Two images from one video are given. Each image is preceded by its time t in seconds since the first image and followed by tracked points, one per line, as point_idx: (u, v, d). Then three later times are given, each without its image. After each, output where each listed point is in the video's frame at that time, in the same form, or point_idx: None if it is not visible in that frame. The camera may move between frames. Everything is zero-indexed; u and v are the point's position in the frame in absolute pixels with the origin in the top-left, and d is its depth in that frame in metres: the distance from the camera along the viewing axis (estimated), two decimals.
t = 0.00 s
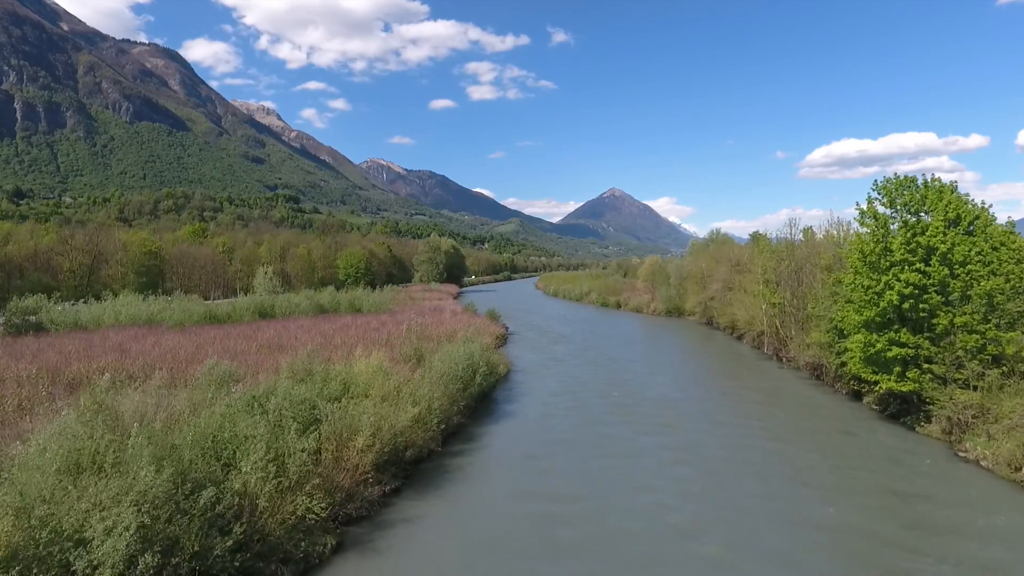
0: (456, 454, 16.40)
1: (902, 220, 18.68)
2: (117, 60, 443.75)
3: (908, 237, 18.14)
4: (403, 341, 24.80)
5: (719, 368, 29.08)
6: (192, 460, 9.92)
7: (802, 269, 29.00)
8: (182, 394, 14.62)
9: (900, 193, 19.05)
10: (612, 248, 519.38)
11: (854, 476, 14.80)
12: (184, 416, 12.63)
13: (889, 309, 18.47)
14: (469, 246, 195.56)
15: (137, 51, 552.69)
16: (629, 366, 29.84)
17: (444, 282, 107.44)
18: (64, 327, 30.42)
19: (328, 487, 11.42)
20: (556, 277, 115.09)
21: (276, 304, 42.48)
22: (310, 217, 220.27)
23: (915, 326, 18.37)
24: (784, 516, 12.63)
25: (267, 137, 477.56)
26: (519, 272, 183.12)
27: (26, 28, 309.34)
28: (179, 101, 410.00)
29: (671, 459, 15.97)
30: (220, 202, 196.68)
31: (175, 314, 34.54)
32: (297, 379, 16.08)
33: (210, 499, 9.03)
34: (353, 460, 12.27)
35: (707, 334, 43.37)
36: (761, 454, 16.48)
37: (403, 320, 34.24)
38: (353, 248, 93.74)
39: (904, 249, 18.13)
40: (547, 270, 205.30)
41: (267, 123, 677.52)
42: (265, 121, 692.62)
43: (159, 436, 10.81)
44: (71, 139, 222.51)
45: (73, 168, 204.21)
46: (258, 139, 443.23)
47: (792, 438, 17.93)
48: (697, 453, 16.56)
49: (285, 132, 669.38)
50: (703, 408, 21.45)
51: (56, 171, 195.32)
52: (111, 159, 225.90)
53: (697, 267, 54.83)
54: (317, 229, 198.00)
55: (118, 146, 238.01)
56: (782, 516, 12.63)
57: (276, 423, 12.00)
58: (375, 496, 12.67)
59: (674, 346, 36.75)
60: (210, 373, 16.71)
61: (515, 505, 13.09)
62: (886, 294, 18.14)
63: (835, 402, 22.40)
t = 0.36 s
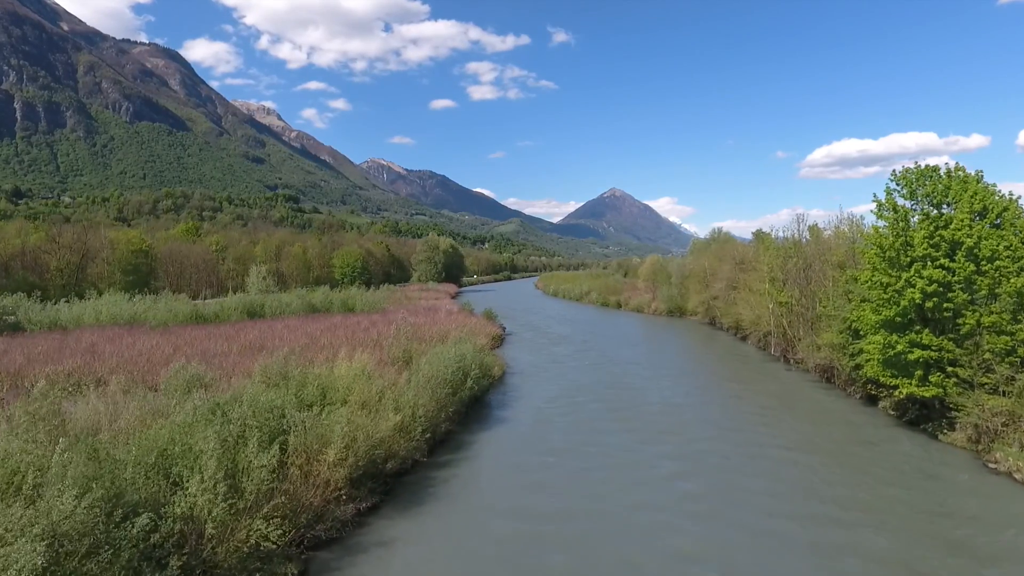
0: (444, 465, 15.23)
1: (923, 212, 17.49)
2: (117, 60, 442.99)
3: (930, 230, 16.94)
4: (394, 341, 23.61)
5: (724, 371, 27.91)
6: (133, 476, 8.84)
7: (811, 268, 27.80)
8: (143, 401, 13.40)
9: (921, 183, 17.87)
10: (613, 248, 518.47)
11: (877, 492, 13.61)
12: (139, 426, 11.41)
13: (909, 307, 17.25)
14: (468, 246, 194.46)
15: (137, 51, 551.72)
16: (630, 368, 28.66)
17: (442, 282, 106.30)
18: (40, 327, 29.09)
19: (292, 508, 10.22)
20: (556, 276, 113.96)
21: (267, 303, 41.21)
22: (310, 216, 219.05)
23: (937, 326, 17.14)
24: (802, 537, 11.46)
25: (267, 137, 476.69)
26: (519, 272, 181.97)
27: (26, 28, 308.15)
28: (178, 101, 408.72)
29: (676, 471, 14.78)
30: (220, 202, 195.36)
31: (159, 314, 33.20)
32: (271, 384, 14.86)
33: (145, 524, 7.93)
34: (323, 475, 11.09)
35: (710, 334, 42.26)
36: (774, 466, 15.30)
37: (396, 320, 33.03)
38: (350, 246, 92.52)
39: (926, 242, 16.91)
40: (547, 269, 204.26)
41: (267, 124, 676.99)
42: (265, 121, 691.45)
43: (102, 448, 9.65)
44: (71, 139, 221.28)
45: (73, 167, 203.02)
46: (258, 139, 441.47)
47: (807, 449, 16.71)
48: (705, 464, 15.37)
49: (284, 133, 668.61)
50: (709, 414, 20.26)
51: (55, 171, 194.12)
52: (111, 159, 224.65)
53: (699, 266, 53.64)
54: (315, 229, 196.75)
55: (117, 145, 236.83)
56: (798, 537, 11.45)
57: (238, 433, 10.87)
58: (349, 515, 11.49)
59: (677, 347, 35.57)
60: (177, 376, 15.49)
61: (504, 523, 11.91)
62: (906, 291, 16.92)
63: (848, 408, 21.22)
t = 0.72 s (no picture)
0: (434, 477, 13.98)
1: (956, 203, 16.09)
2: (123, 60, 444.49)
3: (965, 221, 15.55)
4: (387, 342, 22.36)
5: (735, 374, 26.56)
6: (61, 499, 7.62)
7: (827, 265, 26.40)
8: (101, 407, 12.18)
9: (954, 171, 16.49)
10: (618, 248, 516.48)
11: (912, 511, 12.26)
12: (86, 436, 10.22)
13: (941, 306, 15.88)
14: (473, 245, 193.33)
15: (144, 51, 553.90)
16: (637, 371, 27.35)
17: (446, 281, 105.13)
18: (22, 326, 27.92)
19: (252, 533, 8.97)
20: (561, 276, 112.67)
21: (262, 302, 40.00)
22: (314, 216, 218.43)
23: (971, 327, 15.76)
24: (831, 565, 10.15)
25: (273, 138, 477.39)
26: (524, 272, 180.70)
27: (33, 29, 309.35)
28: (184, 102, 409.63)
29: (686, 487, 13.46)
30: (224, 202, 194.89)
31: (148, 313, 32.04)
32: (245, 388, 13.63)
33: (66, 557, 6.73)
34: (291, 493, 9.87)
35: (719, 335, 40.87)
36: (796, 480, 13.93)
37: (392, 319, 31.80)
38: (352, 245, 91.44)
39: (961, 235, 15.53)
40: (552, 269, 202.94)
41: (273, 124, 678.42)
42: (273, 122, 694.27)
43: (32, 465, 8.47)
44: (77, 139, 221.50)
45: (79, 167, 203.11)
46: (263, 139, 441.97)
47: (830, 460, 15.36)
48: (719, 478, 14.04)
49: (289, 133, 670.19)
50: (722, 421, 18.93)
51: (61, 171, 194.21)
52: (116, 159, 224.70)
53: (707, 265, 52.22)
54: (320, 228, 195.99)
55: (123, 145, 237.00)
56: (827, 565, 10.15)
57: (194, 446, 9.66)
58: (320, 538, 10.24)
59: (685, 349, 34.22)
60: (144, 379, 14.25)
61: (495, 548, 10.65)
62: (938, 289, 15.55)
63: (870, 414, 19.85)
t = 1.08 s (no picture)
0: (428, 491, 12.76)
1: (1009, 189, 14.45)
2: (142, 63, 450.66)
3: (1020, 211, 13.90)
4: (386, 342, 21.18)
5: (756, 378, 25.02)
6: None
7: (856, 262, 24.75)
8: (62, 414, 11.12)
9: (1006, 155, 14.83)
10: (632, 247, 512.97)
11: (965, 538, 10.77)
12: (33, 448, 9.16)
13: (992, 306, 14.25)
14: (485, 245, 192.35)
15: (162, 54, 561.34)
16: (651, 374, 25.93)
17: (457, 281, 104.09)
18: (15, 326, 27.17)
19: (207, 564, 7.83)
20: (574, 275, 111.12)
21: (265, 301, 39.07)
22: (328, 216, 218.94)
23: None
24: None
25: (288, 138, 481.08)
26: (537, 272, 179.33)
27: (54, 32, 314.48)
28: (201, 103, 414.02)
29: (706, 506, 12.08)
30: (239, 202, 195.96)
31: (147, 312, 31.22)
32: (222, 393, 12.50)
33: None
34: (256, 515, 8.70)
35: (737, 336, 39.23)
36: (830, 500, 12.42)
37: (395, 319, 30.66)
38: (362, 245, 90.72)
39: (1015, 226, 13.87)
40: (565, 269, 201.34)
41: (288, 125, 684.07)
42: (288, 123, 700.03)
43: None
44: (96, 140, 224.36)
45: (98, 169, 205.61)
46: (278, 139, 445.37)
47: (866, 476, 13.82)
48: (743, 496, 12.64)
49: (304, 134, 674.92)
50: (743, 430, 17.48)
51: (80, 172, 196.66)
52: (134, 160, 227.26)
53: (724, 263, 50.49)
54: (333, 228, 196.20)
55: (141, 147, 239.62)
56: None
57: (147, 461, 8.56)
58: (290, 566, 9.05)
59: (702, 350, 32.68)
60: (116, 383, 13.19)
61: None
62: (989, 287, 13.92)
63: (906, 422, 18.26)
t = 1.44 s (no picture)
0: (412, 512, 11.55)
1: None
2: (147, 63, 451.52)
3: None
4: (375, 345, 19.98)
5: (766, 383, 23.76)
6: None
7: (873, 261, 23.41)
8: None
9: None
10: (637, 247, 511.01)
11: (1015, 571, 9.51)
12: None
13: None
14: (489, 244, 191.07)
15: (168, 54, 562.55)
16: (656, 378, 24.68)
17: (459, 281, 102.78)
18: None
19: None
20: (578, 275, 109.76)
21: (257, 301, 37.90)
22: (331, 216, 218.04)
23: None
24: None
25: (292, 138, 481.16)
26: (541, 271, 177.98)
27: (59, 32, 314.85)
28: (206, 103, 414.33)
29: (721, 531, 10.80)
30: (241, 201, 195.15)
31: (132, 313, 30.07)
32: (182, 403, 11.29)
33: None
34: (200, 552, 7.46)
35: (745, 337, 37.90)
36: (858, 525, 11.15)
37: (389, 320, 29.46)
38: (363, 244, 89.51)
39: None
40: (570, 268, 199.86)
41: (293, 125, 684.45)
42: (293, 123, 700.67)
43: None
44: (100, 139, 224.14)
45: (102, 168, 205.27)
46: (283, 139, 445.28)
47: (895, 495, 12.53)
48: (761, 519, 11.36)
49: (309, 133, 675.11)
50: (756, 441, 16.21)
51: (84, 172, 196.30)
52: (138, 160, 227.02)
53: (731, 263, 49.10)
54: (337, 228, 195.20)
55: (144, 146, 239.32)
56: None
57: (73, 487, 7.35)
58: None
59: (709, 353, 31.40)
60: (69, 390, 12.01)
61: None
62: None
63: (932, 432, 16.97)
